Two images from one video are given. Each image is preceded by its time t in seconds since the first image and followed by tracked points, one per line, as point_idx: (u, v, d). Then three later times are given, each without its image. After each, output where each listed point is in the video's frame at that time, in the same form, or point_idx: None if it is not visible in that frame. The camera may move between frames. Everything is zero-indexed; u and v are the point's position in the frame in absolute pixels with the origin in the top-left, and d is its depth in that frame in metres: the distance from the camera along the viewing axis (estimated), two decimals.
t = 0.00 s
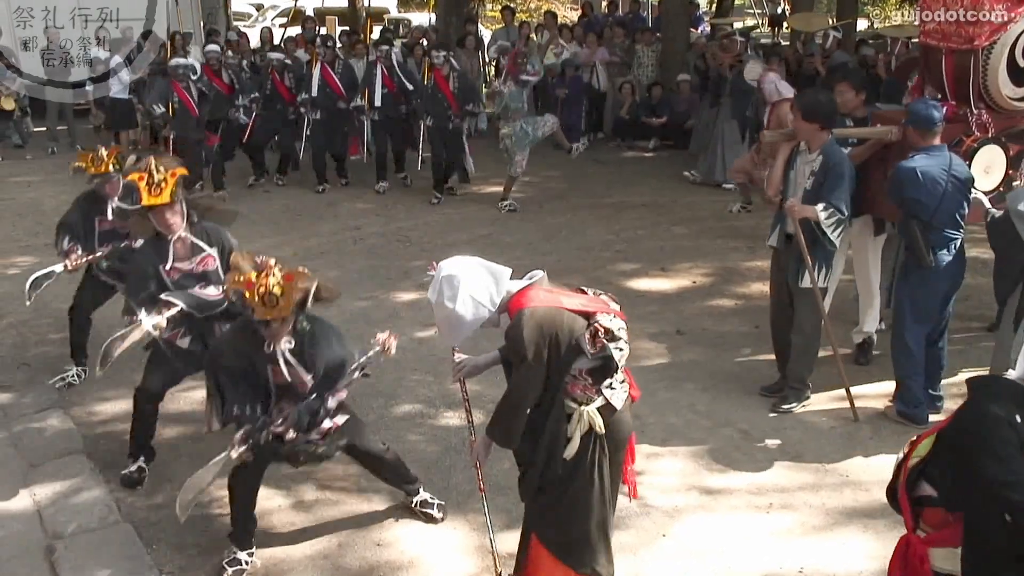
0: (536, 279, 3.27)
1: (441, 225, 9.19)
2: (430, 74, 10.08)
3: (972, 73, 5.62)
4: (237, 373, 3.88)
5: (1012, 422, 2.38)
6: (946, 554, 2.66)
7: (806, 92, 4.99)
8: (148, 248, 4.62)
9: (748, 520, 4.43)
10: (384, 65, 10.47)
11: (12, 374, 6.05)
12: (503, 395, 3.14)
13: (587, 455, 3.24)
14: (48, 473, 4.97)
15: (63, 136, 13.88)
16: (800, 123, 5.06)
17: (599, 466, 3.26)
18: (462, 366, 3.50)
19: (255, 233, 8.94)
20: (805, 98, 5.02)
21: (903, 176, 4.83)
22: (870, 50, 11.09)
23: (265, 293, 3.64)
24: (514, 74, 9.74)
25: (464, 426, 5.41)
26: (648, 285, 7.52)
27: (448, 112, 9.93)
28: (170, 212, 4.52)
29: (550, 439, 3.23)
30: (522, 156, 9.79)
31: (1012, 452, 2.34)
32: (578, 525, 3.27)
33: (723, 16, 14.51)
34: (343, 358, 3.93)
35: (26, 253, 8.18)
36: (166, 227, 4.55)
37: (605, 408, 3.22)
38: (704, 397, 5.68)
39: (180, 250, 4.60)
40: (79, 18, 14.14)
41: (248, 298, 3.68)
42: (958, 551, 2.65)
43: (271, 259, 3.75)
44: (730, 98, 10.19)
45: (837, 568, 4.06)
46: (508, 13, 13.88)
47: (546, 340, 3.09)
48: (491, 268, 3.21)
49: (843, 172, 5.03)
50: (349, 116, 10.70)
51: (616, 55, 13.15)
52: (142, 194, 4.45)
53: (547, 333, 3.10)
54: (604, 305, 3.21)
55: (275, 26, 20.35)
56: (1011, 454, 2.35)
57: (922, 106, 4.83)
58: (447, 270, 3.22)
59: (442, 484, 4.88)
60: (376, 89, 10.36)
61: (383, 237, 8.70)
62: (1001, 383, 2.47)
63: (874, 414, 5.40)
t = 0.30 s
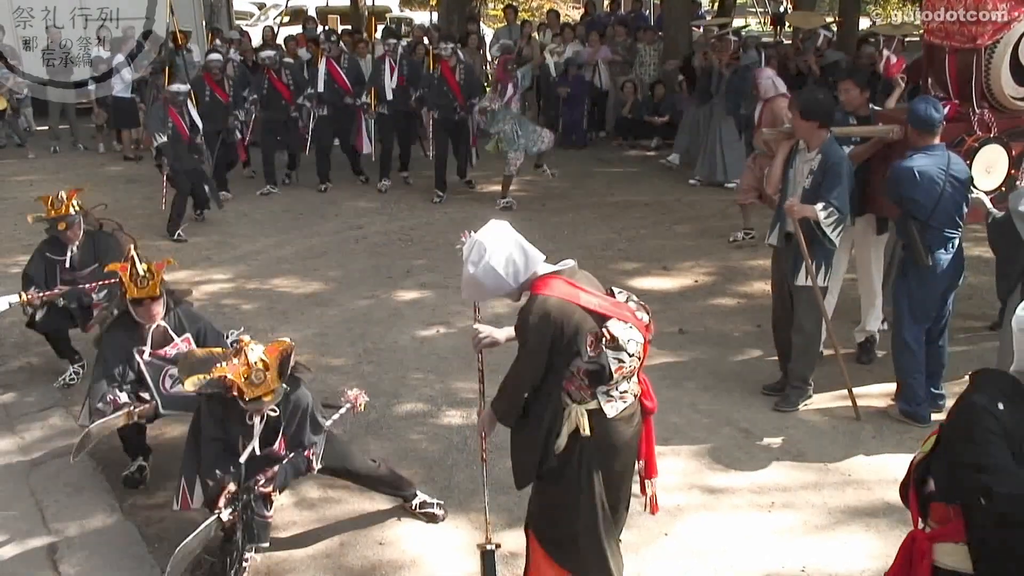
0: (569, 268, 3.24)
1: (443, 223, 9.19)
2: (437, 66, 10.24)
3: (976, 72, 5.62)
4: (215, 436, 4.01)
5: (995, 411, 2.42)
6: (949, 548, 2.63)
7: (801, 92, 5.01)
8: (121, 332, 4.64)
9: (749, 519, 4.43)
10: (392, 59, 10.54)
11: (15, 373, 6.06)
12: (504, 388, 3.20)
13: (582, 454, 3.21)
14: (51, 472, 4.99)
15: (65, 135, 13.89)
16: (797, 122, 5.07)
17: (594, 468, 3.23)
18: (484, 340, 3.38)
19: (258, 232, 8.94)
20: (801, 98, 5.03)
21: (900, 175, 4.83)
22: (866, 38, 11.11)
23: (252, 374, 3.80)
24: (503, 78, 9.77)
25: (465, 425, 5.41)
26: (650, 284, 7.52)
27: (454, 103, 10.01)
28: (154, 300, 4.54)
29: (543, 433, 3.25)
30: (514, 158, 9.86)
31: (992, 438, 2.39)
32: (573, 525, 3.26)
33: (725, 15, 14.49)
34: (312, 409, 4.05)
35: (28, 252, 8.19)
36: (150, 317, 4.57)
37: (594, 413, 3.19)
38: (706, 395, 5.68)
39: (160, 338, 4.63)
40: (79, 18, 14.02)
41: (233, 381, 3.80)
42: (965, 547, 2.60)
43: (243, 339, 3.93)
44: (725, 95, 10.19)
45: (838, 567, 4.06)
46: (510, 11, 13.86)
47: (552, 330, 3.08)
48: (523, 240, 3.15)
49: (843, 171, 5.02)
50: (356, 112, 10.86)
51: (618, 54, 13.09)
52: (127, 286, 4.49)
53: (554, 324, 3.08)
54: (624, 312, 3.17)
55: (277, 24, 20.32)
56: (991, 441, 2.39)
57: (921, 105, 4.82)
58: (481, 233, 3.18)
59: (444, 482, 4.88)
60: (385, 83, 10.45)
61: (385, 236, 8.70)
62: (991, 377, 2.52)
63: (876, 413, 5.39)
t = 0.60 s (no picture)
0: (599, 259, 3.21)
1: (443, 222, 9.19)
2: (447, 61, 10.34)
3: (975, 72, 5.62)
4: (215, 460, 3.95)
5: (960, 407, 2.38)
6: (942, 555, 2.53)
7: (800, 90, 4.99)
8: (111, 364, 4.72)
9: (751, 517, 4.43)
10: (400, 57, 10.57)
11: (16, 372, 6.06)
12: (497, 380, 3.22)
13: (564, 445, 3.22)
14: (52, 470, 4.99)
15: (67, 134, 13.91)
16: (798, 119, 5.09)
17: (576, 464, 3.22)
18: (502, 290, 3.28)
19: (259, 231, 8.94)
20: (800, 95, 5.02)
21: (897, 175, 4.83)
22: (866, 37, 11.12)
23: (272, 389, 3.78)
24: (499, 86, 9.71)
25: (466, 424, 5.41)
26: (651, 282, 7.52)
27: (466, 95, 10.16)
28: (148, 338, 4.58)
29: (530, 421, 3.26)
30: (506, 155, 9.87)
31: (960, 436, 2.35)
32: (562, 520, 3.25)
33: (726, 13, 14.47)
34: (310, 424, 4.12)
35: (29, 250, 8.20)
36: (142, 352, 4.64)
37: (569, 402, 3.20)
38: (708, 394, 5.68)
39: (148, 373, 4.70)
40: (80, 18, 14.07)
41: (251, 398, 3.79)
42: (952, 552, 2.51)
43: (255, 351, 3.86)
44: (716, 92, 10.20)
45: (839, 567, 4.05)
46: (511, 9, 13.86)
47: (557, 312, 3.06)
48: (565, 211, 3.08)
49: (842, 169, 5.00)
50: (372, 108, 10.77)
51: (619, 51, 12.95)
52: (127, 323, 4.51)
53: (559, 305, 3.05)
54: (629, 318, 3.14)
55: (278, 22, 20.32)
56: (961, 437, 2.35)
57: (921, 104, 4.82)
58: (528, 189, 3.14)
59: (445, 481, 4.88)
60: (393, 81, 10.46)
61: (386, 234, 8.70)
62: (962, 374, 2.48)
63: (878, 412, 5.39)
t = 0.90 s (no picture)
0: (610, 263, 3.17)
1: (445, 221, 9.18)
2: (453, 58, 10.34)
3: (976, 72, 5.61)
4: (210, 470, 3.92)
5: (939, 406, 2.39)
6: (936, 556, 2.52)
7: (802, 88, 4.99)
8: (98, 351, 4.62)
9: (753, 516, 4.43)
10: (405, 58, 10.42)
11: (18, 371, 6.07)
12: (494, 375, 3.25)
13: (553, 441, 3.23)
14: (54, 469, 5.00)
15: (68, 133, 13.91)
16: (799, 117, 5.09)
17: (564, 462, 3.23)
18: (522, 250, 3.15)
19: (260, 230, 8.94)
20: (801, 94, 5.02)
21: (895, 173, 4.84)
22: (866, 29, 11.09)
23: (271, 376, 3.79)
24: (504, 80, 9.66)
25: (467, 422, 5.41)
26: (652, 281, 7.52)
27: (470, 92, 10.17)
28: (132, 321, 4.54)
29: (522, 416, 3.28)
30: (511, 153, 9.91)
31: (941, 434, 2.35)
32: (553, 518, 3.25)
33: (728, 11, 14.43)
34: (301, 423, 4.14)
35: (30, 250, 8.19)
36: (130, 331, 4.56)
37: (555, 398, 3.20)
38: (708, 393, 5.68)
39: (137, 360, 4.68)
40: (80, 17, 14.09)
41: (255, 386, 3.76)
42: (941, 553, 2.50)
43: (243, 346, 3.89)
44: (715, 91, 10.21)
45: (839, 565, 4.05)
46: (513, 7, 13.83)
47: (554, 308, 3.04)
48: (587, 210, 3.03)
49: (841, 168, 5.00)
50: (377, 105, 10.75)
51: (621, 51, 12.88)
52: (111, 300, 4.44)
53: (558, 301, 3.04)
54: (624, 323, 3.12)
55: (279, 22, 20.28)
56: (945, 435, 2.35)
57: (920, 103, 4.81)
58: (559, 175, 3.06)
59: (446, 480, 4.88)
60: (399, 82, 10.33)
61: (387, 233, 8.70)
62: (943, 373, 2.48)
63: (878, 411, 5.39)
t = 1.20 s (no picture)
0: (600, 262, 3.13)
1: (446, 219, 9.18)
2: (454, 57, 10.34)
3: (977, 72, 5.60)
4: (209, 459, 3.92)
5: (938, 409, 2.39)
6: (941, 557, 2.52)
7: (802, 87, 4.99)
8: (99, 344, 4.69)
9: (754, 514, 4.43)
10: (412, 57, 10.38)
11: (19, 370, 6.07)
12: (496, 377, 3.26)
13: (552, 443, 3.23)
14: (55, 468, 4.99)
15: (69, 132, 13.91)
16: (798, 117, 5.09)
17: (566, 466, 3.22)
18: (518, 251, 3.20)
19: (261, 228, 8.94)
20: (801, 93, 5.02)
21: (892, 173, 4.86)
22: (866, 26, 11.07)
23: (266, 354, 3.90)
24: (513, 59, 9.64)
25: (467, 421, 5.41)
26: (653, 280, 7.52)
27: (471, 90, 10.16)
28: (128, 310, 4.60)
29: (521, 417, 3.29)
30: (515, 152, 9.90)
31: (940, 436, 2.35)
32: (557, 520, 3.25)
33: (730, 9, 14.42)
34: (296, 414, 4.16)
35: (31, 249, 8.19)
36: (133, 318, 4.62)
37: (553, 401, 3.19)
38: (709, 391, 5.68)
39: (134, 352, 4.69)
40: (80, 18, 14.16)
41: (251, 367, 3.83)
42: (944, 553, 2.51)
43: (231, 329, 3.94)
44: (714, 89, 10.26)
45: (840, 564, 4.05)
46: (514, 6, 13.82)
47: (540, 306, 3.04)
48: (582, 213, 3.02)
49: (839, 168, 4.99)
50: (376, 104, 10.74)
51: (622, 48, 12.83)
52: (115, 285, 4.54)
53: (544, 297, 3.03)
54: (612, 322, 3.07)
55: (280, 20, 20.25)
56: (943, 437, 2.35)
57: (917, 104, 4.81)
58: (557, 173, 3.06)
59: (447, 479, 4.88)
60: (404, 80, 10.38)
61: (388, 232, 8.70)
62: (942, 376, 2.48)
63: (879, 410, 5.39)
